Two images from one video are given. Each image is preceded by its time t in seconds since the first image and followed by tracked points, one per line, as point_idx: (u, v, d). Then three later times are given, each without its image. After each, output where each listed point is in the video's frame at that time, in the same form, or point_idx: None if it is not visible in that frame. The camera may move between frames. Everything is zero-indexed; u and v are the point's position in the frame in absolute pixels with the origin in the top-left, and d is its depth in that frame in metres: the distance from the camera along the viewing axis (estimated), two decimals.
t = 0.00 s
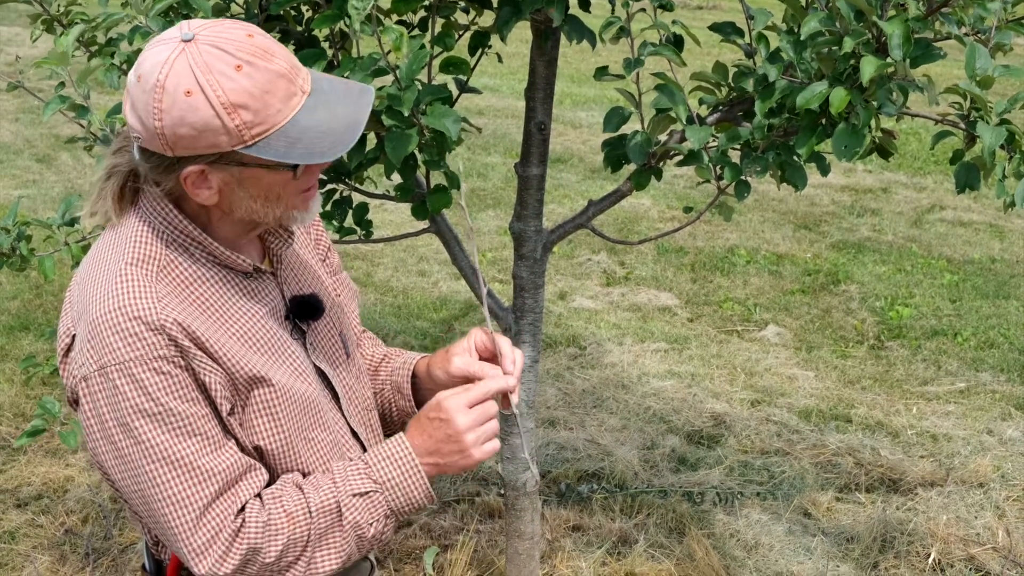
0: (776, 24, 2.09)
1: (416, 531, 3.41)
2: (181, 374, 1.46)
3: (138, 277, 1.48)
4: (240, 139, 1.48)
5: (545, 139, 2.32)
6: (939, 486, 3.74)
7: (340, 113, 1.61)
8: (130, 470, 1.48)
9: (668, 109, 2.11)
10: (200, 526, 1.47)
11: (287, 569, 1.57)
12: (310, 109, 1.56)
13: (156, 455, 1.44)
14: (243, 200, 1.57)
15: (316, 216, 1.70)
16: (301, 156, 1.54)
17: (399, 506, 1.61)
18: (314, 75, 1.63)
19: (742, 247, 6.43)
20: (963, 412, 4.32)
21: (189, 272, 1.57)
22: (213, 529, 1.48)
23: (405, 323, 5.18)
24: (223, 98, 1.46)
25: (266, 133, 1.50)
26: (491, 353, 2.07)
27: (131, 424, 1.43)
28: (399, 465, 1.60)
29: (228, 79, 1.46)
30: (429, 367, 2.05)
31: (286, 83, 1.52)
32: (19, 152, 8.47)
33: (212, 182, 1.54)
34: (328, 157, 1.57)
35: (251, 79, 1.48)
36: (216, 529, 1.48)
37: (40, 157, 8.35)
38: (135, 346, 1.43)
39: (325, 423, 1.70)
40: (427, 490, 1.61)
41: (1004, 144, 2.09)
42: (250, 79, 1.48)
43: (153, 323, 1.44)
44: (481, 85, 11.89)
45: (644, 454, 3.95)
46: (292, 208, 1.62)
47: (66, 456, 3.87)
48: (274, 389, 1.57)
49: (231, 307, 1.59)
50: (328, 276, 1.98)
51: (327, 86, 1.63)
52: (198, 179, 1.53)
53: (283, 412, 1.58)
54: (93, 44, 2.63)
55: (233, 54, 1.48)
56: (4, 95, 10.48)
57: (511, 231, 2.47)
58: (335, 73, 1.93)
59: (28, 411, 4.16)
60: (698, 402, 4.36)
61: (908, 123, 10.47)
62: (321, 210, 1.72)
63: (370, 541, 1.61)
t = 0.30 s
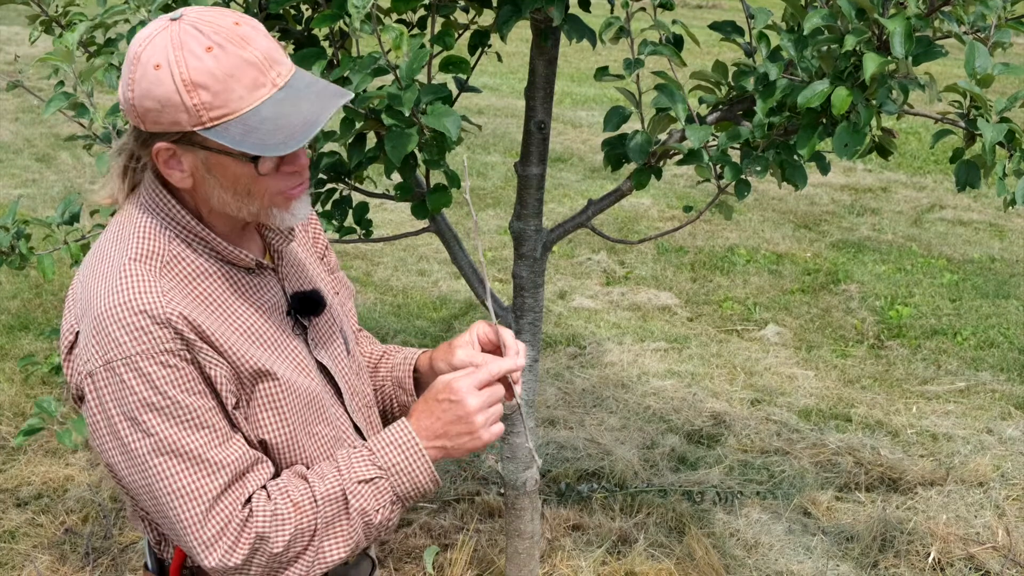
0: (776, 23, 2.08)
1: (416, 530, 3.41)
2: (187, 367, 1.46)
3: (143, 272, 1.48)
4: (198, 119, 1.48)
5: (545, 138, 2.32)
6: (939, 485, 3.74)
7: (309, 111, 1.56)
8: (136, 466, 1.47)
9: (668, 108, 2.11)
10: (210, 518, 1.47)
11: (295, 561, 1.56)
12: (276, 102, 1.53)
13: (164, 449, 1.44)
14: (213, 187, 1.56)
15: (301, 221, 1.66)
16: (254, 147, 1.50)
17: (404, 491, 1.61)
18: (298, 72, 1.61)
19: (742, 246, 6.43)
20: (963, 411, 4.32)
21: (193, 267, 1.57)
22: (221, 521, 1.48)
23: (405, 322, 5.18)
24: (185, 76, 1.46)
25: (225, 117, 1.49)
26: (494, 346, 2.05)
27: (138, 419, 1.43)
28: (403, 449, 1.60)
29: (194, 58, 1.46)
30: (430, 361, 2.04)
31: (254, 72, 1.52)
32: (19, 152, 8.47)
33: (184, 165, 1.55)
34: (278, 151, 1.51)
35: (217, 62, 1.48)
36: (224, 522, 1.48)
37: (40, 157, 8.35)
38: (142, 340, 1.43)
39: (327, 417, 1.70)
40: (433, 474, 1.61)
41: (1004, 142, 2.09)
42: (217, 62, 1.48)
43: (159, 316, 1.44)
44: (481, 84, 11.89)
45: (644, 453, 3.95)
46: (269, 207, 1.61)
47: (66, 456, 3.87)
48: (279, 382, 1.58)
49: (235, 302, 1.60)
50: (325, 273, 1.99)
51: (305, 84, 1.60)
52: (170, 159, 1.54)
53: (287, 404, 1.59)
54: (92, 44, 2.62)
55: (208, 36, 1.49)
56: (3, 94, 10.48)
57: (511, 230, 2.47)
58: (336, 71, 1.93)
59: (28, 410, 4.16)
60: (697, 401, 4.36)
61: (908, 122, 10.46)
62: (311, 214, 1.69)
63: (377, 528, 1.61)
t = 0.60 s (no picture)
0: (777, 22, 2.08)
1: (416, 530, 3.41)
2: (177, 368, 1.46)
3: (136, 271, 1.48)
4: (180, 115, 1.48)
5: (545, 138, 2.32)
6: (938, 485, 3.75)
7: (290, 115, 1.54)
8: (126, 463, 1.48)
9: (668, 107, 2.11)
10: (196, 521, 1.47)
11: (281, 566, 1.56)
12: (259, 104, 1.52)
13: (153, 449, 1.44)
14: (198, 185, 1.56)
15: (287, 228, 1.64)
16: (230, 146, 1.50)
17: (392, 501, 1.60)
18: (287, 75, 1.60)
19: (742, 245, 6.43)
20: (963, 410, 4.32)
21: (187, 267, 1.56)
22: (207, 524, 1.47)
23: (405, 321, 5.18)
24: (171, 70, 1.46)
25: (206, 115, 1.49)
26: (491, 349, 2.03)
27: (128, 418, 1.43)
28: (393, 461, 1.59)
29: (181, 53, 1.46)
30: (428, 364, 2.03)
31: (240, 72, 1.51)
32: (19, 151, 8.48)
33: (171, 160, 1.55)
34: (254, 152, 1.51)
35: (204, 59, 1.48)
36: (210, 525, 1.48)
37: (40, 155, 8.36)
38: (132, 339, 1.43)
39: (321, 419, 1.70)
40: (421, 486, 1.59)
41: (1004, 142, 2.08)
42: (203, 58, 1.48)
43: (150, 317, 1.44)
44: (482, 83, 11.89)
45: (644, 452, 3.95)
46: (252, 210, 1.59)
47: (66, 455, 3.87)
48: (271, 384, 1.58)
49: (227, 304, 1.60)
50: (325, 275, 1.99)
51: (292, 89, 1.59)
52: (159, 154, 1.54)
53: (279, 407, 1.59)
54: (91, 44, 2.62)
55: (199, 33, 1.49)
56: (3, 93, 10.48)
57: (511, 229, 2.47)
58: (336, 70, 1.93)
59: (28, 410, 4.16)
60: (697, 400, 4.36)
61: (908, 121, 10.46)
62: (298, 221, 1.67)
63: (364, 537, 1.60)
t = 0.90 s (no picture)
0: (776, 22, 2.07)
1: (416, 529, 3.42)
2: (176, 371, 1.46)
3: (134, 274, 1.47)
4: (176, 117, 1.48)
5: (545, 137, 2.32)
6: (938, 485, 3.75)
7: (287, 110, 1.55)
8: (124, 465, 1.48)
9: (668, 107, 2.11)
10: (192, 525, 1.47)
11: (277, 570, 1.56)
12: (254, 101, 1.52)
13: (151, 452, 1.44)
14: (197, 186, 1.56)
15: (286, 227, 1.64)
16: (229, 146, 1.50)
17: (390, 514, 1.59)
18: (280, 72, 1.60)
19: (742, 245, 6.43)
20: (963, 410, 4.32)
21: (186, 270, 1.56)
22: (203, 529, 1.47)
23: (405, 321, 5.18)
24: (165, 72, 1.46)
25: (203, 115, 1.49)
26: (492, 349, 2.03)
27: (126, 421, 1.43)
28: (392, 475, 1.59)
29: (174, 56, 1.46)
30: (426, 356, 2.04)
31: (234, 70, 1.51)
32: (19, 151, 8.48)
33: (168, 162, 1.55)
34: (252, 149, 1.51)
35: (198, 59, 1.48)
36: (206, 529, 1.47)
37: (40, 155, 8.35)
38: (131, 342, 1.43)
39: (319, 421, 1.70)
40: (420, 501, 1.59)
41: (1004, 141, 2.08)
42: (197, 59, 1.48)
43: (149, 319, 1.44)
44: (482, 83, 11.89)
45: (644, 452, 3.95)
46: (250, 210, 1.59)
47: (66, 455, 3.87)
48: (270, 387, 1.58)
49: (225, 306, 1.60)
50: (323, 275, 1.98)
51: (286, 85, 1.59)
52: (156, 157, 1.54)
53: (278, 410, 1.59)
54: (91, 43, 2.62)
55: (190, 33, 1.49)
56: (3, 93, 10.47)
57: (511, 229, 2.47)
58: (336, 71, 1.92)
59: (28, 410, 4.16)
60: (697, 400, 4.36)
61: (908, 121, 10.46)
62: (298, 217, 1.66)
63: (359, 549, 1.60)
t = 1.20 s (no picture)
0: (777, 20, 2.07)
1: (416, 528, 3.42)
2: (175, 369, 1.46)
3: (134, 272, 1.47)
4: (158, 108, 1.48)
5: (545, 136, 2.32)
6: (938, 483, 3.75)
7: (263, 108, 1.52)
8: (125, 465, 1.48)
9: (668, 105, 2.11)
10: (194, 522, 1.46)
11: (281, 566, 1.56)
12: (233, 98, 1.51)
13: (151, 450, 1.44)
14: (184, 181, 1.56)
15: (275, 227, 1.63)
16: (204, 139, 1.49)
17: (393, 506, 1.60)
18: (268, 71, 1.58)
19: (742, 244, 6.43)
20: (963, 409, 4.32)
21: (185, 267, 1.56)
22: (206, 525, 1.47)
23: (405, 320, 5.18)
24: (150, 63, 1.47)
25: (183, 109, 1.49)
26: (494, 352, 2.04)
27: (126, 420, 1.43)
28: (394, 467, 1.60)
29: (160, 48, 1.47)
30: (427, 353, 2.05)
31: (216, 66, 1.51)
32: (19, 149, 8.47)
33: (158, 156, 1.55)
34: (225, 145, 1.49)
35: (182, 53, 1.48)
36: (208, 526, 1.47)
37: (40, 154, 8.35)
38: (130, 340, 1.43)
39: (319, 418, 1.70)
40: (421, 492, 1.61)
41: (1004, 140, 2.08)
42: (181, 52, 1.48)
43: (148, 317, 1.44)
44: (482, 82, 11.89)
45: (644, 451, 3.95)
46: (236, 208, 1.59)
47: (66, 454, 3.88)
48: (269, 384, 1.58)
49: (223, 304, 1.60)
50: (323, 273, 1.99)
51: (272, 83, 1.57)
52: (146, 150, 1.55)
53: (277, 407, 1.59)
54: (91, 41, 2.62)
55: (180, 28, 1.50)
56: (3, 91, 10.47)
57: (511, 228, 2.47)
58: (336, 68, 1.92)
59: (28, 408, 4.16)
60: (697, 399, 4.36)
61: (908, 119, 10.45)
62: (285, 218, 1.65)
63: (363, 541, 1.61)
